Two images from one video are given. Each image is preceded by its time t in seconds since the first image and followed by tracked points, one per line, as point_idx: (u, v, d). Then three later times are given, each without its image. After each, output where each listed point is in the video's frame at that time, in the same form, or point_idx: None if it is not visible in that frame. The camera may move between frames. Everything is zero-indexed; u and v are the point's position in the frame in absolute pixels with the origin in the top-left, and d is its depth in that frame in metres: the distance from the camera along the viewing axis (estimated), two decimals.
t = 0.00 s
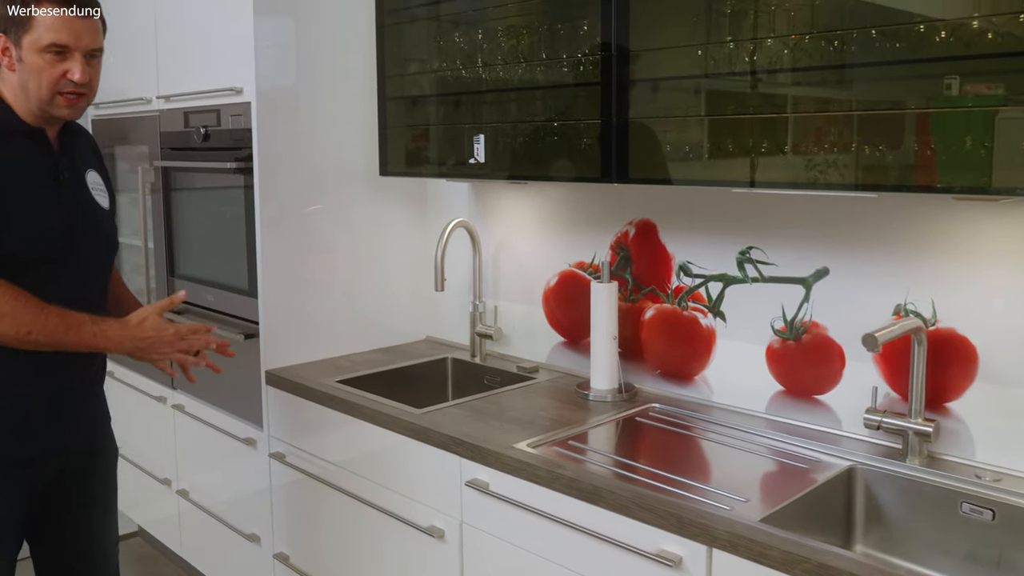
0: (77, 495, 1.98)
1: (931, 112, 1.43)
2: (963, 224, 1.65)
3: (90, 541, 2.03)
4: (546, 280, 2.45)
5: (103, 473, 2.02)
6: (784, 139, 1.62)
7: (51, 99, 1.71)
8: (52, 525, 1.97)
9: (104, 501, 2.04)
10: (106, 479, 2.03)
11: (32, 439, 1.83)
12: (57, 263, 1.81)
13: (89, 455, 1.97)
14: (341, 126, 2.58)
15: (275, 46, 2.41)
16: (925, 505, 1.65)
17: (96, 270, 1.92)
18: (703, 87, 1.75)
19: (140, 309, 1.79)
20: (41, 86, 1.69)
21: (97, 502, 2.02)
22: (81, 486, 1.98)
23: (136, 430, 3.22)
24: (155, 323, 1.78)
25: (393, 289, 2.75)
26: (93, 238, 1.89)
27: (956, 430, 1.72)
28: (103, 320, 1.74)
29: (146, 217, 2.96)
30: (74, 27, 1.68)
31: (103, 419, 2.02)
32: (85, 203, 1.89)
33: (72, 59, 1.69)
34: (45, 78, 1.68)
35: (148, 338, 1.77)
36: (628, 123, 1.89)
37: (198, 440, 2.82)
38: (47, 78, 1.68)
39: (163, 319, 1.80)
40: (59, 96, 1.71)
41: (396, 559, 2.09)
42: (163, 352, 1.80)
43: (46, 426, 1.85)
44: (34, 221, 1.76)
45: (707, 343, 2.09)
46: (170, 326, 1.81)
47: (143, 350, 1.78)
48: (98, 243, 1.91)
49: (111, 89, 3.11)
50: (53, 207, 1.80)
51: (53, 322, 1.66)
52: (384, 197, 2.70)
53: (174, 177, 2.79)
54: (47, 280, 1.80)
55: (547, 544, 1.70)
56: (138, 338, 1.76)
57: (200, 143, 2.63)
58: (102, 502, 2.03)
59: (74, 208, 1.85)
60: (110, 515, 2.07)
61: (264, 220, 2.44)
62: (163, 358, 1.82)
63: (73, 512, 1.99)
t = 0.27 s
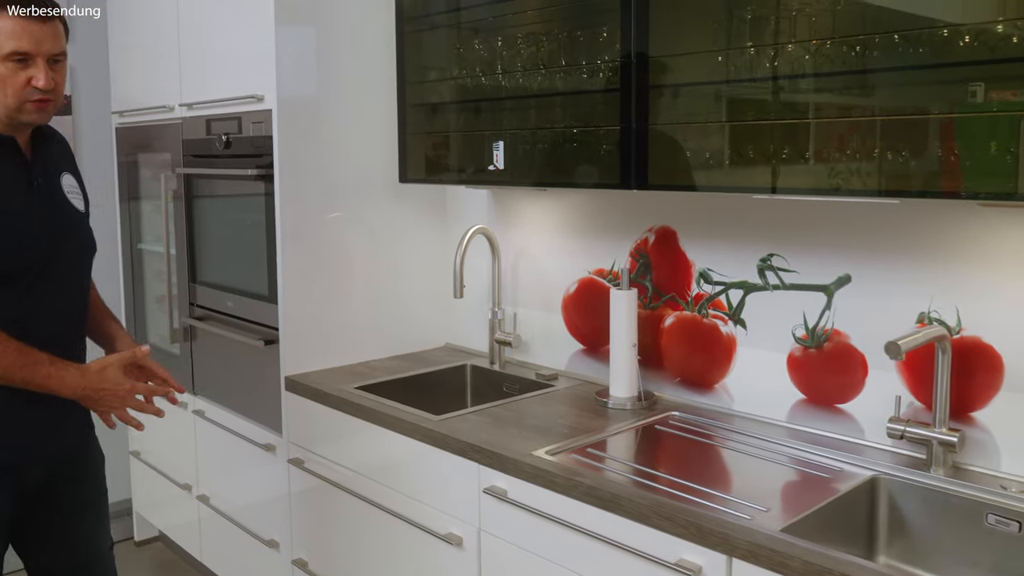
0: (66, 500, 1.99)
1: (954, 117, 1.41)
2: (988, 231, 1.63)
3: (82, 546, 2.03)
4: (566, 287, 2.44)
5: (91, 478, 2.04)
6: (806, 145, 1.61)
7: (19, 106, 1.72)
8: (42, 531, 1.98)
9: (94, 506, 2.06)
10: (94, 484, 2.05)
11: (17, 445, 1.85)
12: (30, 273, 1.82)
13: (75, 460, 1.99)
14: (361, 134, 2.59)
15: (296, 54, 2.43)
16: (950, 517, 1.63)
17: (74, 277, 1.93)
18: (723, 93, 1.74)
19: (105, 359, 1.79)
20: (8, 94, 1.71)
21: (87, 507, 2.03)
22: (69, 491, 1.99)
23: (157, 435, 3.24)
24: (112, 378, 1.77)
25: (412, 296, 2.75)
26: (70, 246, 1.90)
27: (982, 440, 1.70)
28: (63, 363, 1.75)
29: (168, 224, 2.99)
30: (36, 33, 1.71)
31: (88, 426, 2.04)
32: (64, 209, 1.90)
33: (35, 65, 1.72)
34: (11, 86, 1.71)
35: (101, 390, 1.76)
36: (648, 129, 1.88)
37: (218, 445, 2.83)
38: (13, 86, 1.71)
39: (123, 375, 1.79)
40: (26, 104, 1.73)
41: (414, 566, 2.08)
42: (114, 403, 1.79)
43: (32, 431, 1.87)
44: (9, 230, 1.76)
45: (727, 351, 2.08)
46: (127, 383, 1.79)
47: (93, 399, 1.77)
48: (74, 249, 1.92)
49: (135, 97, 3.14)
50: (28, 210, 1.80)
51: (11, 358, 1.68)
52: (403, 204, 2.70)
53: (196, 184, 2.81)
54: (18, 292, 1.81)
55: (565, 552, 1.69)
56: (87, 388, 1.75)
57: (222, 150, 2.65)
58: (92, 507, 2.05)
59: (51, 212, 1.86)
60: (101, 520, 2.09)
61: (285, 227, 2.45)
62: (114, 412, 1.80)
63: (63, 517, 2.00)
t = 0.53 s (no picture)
0: (58, 501, 1.98)
1: (978, 115, 1.39)
2: (1013, 231, 1.60)
3: (76, 548, 2.02)
4: (584, 288, 2.43)
5: (82, 479, 2.03)
6: (826, 144, 1.59)
7: (9, 105, 1.73)
8: (37, 535, 1.97)
9: (85, 507, 2.04)
10: (85, 484, 2.04)
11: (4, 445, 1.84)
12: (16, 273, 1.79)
13: (67, 461, 1.98)
14: (380, 135, 2.59)
15: (316, 55, 2.44)
16: (974, 521, 1.60)
17: (65, 278, 1.91)
18: (742, 92, 1.73)
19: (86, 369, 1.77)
20: None
21: (79, 508, 2.02)
22: (61, 492, 1.98)
23: (177, 435, 3.26)
24: (91, 390, 1.76)
25: (430, 297, 2.75)
26: (61, 245, 1.88)
27: (1006, 444, 1.67)
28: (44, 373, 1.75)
29: (189, 225, 3.01)
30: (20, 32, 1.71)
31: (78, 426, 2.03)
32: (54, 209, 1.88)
33: (24, 66, 1.72)
34: None
35: (81, 401, 1.75)
36: (667, 129, 1.87)
37: (237, 445, 2.85)
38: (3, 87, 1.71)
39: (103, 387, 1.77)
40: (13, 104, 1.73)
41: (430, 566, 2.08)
42: (94, 413, 1.78)
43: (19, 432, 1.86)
44: None
45: (747, 353, 2.06)
46: (107, 395, 1.78)
47: (73, 410, 1.76)
48: (67, 249, 1.90)
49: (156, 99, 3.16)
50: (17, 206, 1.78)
51: None
52: (422, 204, 2.71)
53: (216, 185, 2.83)
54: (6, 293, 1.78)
55: (582, 553, 1.68)
56: (65, 399, 1.75)
57: (242, 151, 2.66)
58: (84, 508, 2.04)
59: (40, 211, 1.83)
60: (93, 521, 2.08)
61: (303, 228, 2.46)
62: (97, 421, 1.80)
63: (56, 519, 1.99)
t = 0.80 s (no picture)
0: (68, 499, 1.98)
1: (1002, 113, 1.38)
2: None
3: (84, 545, 2.03)
4: (602, 289, 2.42)
5: (91, 477, 2.02)
6: (847, 144, 1.58)
7: (20, 105, 1.68)
8: (48, 532, 1.97)
9: (93, 504, 2.04)
10: (94, 482, 2.03)
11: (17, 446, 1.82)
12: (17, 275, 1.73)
13: (77, 459, 1.97)
14: (398, 135, 2.60)
15: (335, 55, 2.44)
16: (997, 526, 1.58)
17: (70, 279, 1.84)
18: (762, 91, 1.71)
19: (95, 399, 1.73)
20: (8, 94, 1.67)
21: (87, 505, 2.02)
22: (71, 490, 1.98)
23: (197, 433, 3.29)
24: (98, 422, 1.72)
25: (448, 297, 2.75)
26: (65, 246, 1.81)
27: None
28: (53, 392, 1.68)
29: (209, 225, 3.03)
30: (30, 31, 1.67)
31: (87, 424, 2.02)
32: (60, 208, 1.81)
33: (37, 65, 1.68)
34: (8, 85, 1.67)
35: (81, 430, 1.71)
36: (686, 128, 1.86)
37: (256, 444, 2.86)
38: (13, 86, 1.67)
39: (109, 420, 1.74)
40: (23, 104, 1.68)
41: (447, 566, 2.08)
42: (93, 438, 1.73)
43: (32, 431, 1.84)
44: None
45: (766, 354, 2.04)
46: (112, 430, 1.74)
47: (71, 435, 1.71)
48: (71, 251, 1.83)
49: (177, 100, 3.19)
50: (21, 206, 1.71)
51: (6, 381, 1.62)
52: (440, 204, 2.71)
53: (237, 185, 2.84)
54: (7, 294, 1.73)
55: (599, 554, 1.67)
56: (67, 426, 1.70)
57: (261, 151, 2.68)
58: (92, 505, 2.04)
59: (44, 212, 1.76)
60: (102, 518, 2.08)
61: (323, 229, 2.47)
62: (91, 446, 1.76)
63: (65, 516, 1.98)
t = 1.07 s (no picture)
0: (88, 494, 2.00)
1: None
2: None
3: (105, 538, 2.05)
4: (619, 289, 2.42)
5: (110, 471, 2.04)
6: (866, 145, 1.57)
7: (31, 107, 1.72)
8: (67, 527, 2.00)
9: (114, 498, 2.07)
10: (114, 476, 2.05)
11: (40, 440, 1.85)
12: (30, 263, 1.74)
13: (96, 453, 2.00)
14: (416, 135, 2.61)
15: (354, 56, 2.46)
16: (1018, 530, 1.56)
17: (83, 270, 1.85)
18: (780, 92, 1.71)
19: (150, 309, 1.65)
20: (19, 97, 1.70)
21: (108, 500, 2.04)
22: (91, 484, 2.00)
23: (216, 431, 3.31)
24: (157, 325, 1.63)
25: (465, 297, 2.76)
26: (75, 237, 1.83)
27: None
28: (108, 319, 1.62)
29: (229, 224, 3.05)
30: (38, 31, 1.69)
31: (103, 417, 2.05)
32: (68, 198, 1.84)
33: (48, 66, 1.72)
34: (20, 87, 1.70)
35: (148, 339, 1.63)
36: (703, 129, 1.85)
37: (275, 443, 2.88)
38: (25, 88, 1.70)
39: (172, 321, 1.64)
40: (35, 104, 1.72)
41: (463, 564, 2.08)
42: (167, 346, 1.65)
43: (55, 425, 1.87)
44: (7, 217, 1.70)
45: (784, 355, 2.03)
46: (178, 328, 1.65)
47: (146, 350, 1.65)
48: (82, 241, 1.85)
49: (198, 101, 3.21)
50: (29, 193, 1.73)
51: (51, 316, 1.57)
52: (458, 205, 2.72)
53: (256, 186, 2.87)
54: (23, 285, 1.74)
55: (615, 556, 1.67)
56: (137, 339, 1.63)
57: (280, 152, 2.70)
58: (113, 499, 2.06)
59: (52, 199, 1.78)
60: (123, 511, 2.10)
61: (341, 229, 2.48)
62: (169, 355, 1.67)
63: (86, 511, 2.01)
